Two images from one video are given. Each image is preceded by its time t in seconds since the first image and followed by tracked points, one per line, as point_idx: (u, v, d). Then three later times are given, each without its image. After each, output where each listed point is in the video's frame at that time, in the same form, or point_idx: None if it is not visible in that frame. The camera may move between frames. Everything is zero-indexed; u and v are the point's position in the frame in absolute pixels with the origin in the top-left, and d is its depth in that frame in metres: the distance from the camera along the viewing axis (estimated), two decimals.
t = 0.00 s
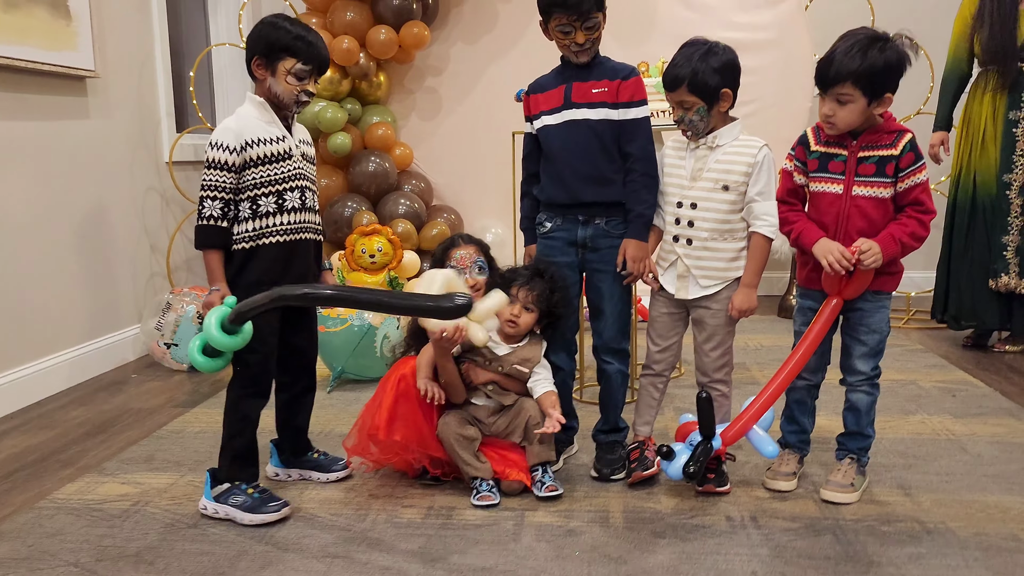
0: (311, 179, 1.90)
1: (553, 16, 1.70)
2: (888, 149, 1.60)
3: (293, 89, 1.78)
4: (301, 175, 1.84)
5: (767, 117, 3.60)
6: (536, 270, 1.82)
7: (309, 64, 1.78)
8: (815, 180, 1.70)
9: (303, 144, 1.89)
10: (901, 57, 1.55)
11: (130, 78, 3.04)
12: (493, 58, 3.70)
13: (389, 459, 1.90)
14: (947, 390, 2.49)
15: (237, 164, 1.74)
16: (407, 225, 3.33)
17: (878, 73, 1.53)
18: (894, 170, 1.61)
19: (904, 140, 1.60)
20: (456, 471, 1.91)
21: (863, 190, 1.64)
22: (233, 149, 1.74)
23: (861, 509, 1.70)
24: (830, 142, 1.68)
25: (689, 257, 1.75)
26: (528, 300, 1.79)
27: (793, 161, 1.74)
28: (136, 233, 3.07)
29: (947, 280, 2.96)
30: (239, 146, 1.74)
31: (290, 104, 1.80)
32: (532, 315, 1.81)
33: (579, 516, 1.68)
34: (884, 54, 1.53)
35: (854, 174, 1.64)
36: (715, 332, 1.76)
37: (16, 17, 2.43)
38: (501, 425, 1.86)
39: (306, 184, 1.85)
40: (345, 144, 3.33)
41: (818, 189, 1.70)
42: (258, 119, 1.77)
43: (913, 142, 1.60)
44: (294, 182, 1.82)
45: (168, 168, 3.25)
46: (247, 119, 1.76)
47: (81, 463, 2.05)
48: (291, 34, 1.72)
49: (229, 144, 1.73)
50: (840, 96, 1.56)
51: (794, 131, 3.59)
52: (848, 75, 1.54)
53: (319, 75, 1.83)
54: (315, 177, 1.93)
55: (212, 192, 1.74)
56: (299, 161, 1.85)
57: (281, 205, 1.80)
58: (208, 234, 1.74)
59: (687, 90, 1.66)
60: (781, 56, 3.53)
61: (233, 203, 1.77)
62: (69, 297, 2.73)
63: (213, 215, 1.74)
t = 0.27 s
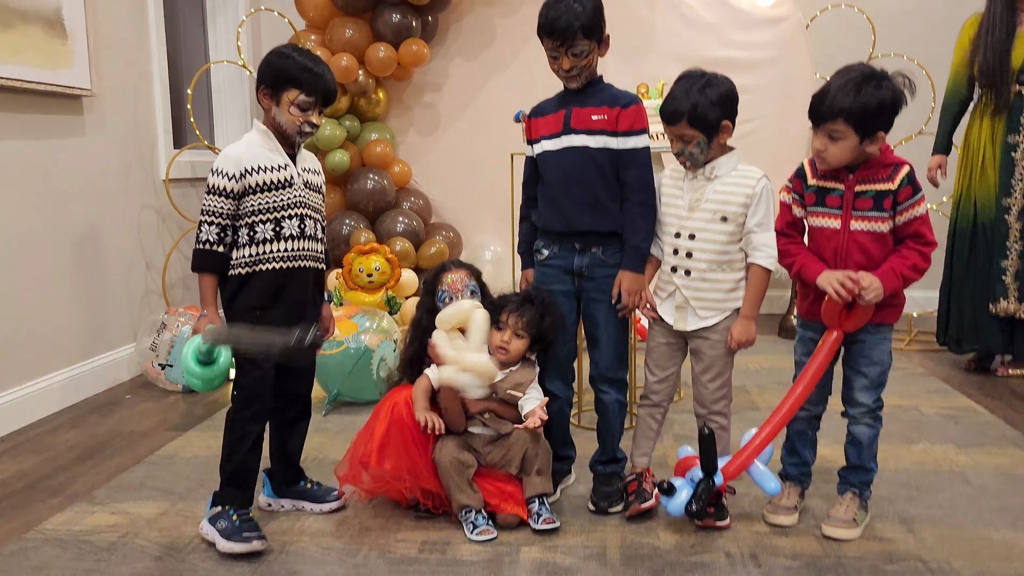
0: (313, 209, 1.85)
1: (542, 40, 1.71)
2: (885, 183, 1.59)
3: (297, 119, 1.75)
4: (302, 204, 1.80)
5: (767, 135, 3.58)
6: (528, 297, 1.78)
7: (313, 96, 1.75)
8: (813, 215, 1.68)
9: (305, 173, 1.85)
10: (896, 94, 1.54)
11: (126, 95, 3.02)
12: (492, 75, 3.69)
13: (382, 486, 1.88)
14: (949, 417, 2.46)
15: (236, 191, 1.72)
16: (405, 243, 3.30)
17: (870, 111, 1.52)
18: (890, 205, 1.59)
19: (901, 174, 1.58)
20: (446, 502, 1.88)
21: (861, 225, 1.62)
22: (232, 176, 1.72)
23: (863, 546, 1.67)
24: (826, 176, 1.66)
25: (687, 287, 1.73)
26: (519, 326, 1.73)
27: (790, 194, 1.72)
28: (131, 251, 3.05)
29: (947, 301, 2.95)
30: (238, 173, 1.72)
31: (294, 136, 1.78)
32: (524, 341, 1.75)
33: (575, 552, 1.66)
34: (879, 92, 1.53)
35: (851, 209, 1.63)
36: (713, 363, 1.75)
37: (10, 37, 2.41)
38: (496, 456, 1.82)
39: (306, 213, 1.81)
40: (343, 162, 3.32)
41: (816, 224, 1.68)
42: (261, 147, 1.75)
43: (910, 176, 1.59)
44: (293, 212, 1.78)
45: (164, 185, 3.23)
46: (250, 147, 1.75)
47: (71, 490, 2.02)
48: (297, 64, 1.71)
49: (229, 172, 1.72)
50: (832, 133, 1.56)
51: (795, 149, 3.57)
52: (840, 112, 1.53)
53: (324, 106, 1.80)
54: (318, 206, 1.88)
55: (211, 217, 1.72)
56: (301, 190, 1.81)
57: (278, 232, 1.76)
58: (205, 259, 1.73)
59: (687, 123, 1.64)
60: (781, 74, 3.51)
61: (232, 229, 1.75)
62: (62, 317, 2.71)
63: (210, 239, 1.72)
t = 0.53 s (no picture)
0: (312, 235, 1.84)
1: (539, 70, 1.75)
2: (887, 219, 1.60)
3: (292, 147, 1.74)
4: (301, 231, 1.79)
5: (769, 156, 3.57)
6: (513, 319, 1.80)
7: (309, 124, 1.74)
8: (815, 251, 1.70)
9: (304, 200, 1.83)
10: (895, 134, 1.56)
11: (126, 114, 3.01)
12: (493, 94, 3.68)
13: (379, 515, 1.85)
14: (954, 445, 2.43)
15: (233, 221, 1.71)
16: (405, 264, 3.28)
17: (869, 150, 1.54)
18: (893, 241, 1.61)
19: (903, 209, 1.60)
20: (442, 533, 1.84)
21: (863, 261, 1.64)
22: (230, 206, 1.70)
23: None
24: (827, 212, 1.67)
25: (689, 319, 1.71)
26: (504, 350, 1.77)
27: (791, 229, 1.74)
28: (129, 271, 3.03)
29: (951, 326, 2.91)
30: (235, 202, 1.70)
31: (290, 163, 1.76)
32: (512, 364, 1.78)
33: None
34: (878, 131, 1.54)
35: (853, 245, 1.64)
36: (717, 396, 1.73)
37: (9, 59, 2.40)
38: (497, 484, 1.80)
39: (306, 240, 1.79)
40: (343, 181, 3.30)
41: (819, 260, 1.69)
42: (258, 176, 1.74)
43: (912, 210, 1.60)
44: (292, 238, 1.77)
45: (163, 205, 3.21)
46: (247, 176, 1.74)
47: (63, 520, 1.99)
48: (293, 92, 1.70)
49: (226, 201, 1.70)
50: (831, 172, 1.58)
51: (797, 170, 3.55)
52: (839, 152, 1.55)
53: (320, 133, 1.79)
54: (317, 233, 1.87)
55: (208, 247, 1.70)
56: (302, 217, 1.80)
57: (276, 260, 1.74)
58: (202, 289, 1.70)
59: (693, 158, 1.63)
60: (782, 95, 3.51)
61: (230, 258, 1.73)
62: (58, 338, 2.68)
63: (207, 269, 1.70)
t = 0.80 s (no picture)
0: (308, 257, 1.81)
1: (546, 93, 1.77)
2: (889, 247, 1.59)
3: (286, 170, 1.72)
4: (296, 253, 1.76)
5: (768, 174, 3.56)
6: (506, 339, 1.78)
7: (302, 145, 1.72)
8: (816, 278, 1.67)
9: (300, 222, 1.80)
10: (894, 161, 1.53)
11: (121, 129, 2.98)
12: (492, 110, 3.66)
13: (374, 540, 1.81)
14: (958, 470, 2.40)
15: (227, 244, 1.68)
16: (402, 281, 3.25)
17: (868, 178, 1.52)
18: (895, 269, 1.59)
19: (905, 236, 1.58)
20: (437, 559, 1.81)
21: (864, 289, 1.62)
22: (223, 229, 1.67)
23: None
24: (827, 240, 1.65)
25: (688, 345, 1.69)
26: (500, 369, 1.72)
27: (791, 256, 1.72)
28: (123, 288, 2.99)
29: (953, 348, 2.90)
30: (229, 225, 1.68)
31: (284, 186, 1.74)
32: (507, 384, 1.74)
33: None
34: (877, 158, 1.52)
35: (855, 274, 1.62)
36: (717, 422, 1.71)
37: (3, 76, 2.37)
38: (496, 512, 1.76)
39: (301, 262, 1.76)
40: (341, 198, 3.28)
41: (819, 288, 1.67)
42: (250, 198, 1.71)
43: (914, 238, 1.59)
44: (287, 260, 1.74)
45: (158, 221, 3.18)
46: (239, 198, 1.71)
47: (52, 546, 1.95)
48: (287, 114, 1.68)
49: (219, 224, 1.67)
50: (829, 201, 1.55)
51: (796, 188, 3.54)
52: (838, 180, 1.52)
53: (315, 154, 1.76)
54: (314, 255, 1.84)
55: (202, 271, 1.67)
56: (297, 238, 1.77)
57: (272, 283, 1.71)
58: (196, 315, 1.67)
59: (696, 186, 1.61)
60: (780, 113, 3.52)
61: (225, 282, 1.70)
62: (51, 356, 2.64)
63: (201, 294, 1.67)
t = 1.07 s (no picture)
0: (307, 281, 1.80)
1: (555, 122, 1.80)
2: (889, 276, 1.58)
3: (287, 197, 1.72)
4: (296, 277, 1.74)
5: (769, 193, 3.56)
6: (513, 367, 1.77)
7: (303, 172, 1.72)
8: (816, 307, 1.67)
9: (299, 246, 1.79)
10: (893, 191, 1.52)
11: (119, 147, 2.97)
12: (492, 128, 3.66)
13: (371, 569, 1.76)
14: (961, 495, 2.38)
15: (226, 270, 1.67)
16: (400, 300, 3.23)
17: (867, 208, 1.50)
18: (895, 298, 1.58)
19: (906, 266, 1.57)
20: None
21: (864, 318, 1.61)
22: (222, 255, 1.66)
23: None
24: (826, 268, 1.64)
25: (688, 374, 1.68)
26: (508, 399, 1.72)
27: (790, 284, 1.72)
28: (119, 307, 2.97)
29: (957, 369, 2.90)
30: (228, 250, 1.66)
31: (284, 212, 1.74)
32: (514, 415, 1.73)
33: None
34: (876, 188, 1.51)
35: (854, 303, 1.61)
36: (717, 449, 1.69)
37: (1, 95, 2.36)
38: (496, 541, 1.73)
39: (301, 287, 1.75)
40: (339, 216, 3.27)
41: (819, 316, 1.67)
42: (249, 223, 1.70)
43: (915, 267, 1.58)
44: (287, 285, 1.72)
45: (155, 239, 3.16)
46: (238, 223, 1.69)
47: (44, 573, 1.92)
48: (288, 142, 1.68)
49: (218, 250, 1.66)
50: (828, 231, 1.54)
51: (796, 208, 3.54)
52: (837, 211, 1.51)
53: (315, 180, 1.76)
54: (313, 279, 1.83)
55: (201, 296, 1.66)
56: (296, 263, 1.76)
57: (272, 308, 1.70)
58: (195, 341, 1.66)
59: (701, 218, 1.60)
60: (779, 132, 3.52)
61: (225, 307, 1.69)
62: (45, 376, 2.61)
63: (200, 320, 1.65)
